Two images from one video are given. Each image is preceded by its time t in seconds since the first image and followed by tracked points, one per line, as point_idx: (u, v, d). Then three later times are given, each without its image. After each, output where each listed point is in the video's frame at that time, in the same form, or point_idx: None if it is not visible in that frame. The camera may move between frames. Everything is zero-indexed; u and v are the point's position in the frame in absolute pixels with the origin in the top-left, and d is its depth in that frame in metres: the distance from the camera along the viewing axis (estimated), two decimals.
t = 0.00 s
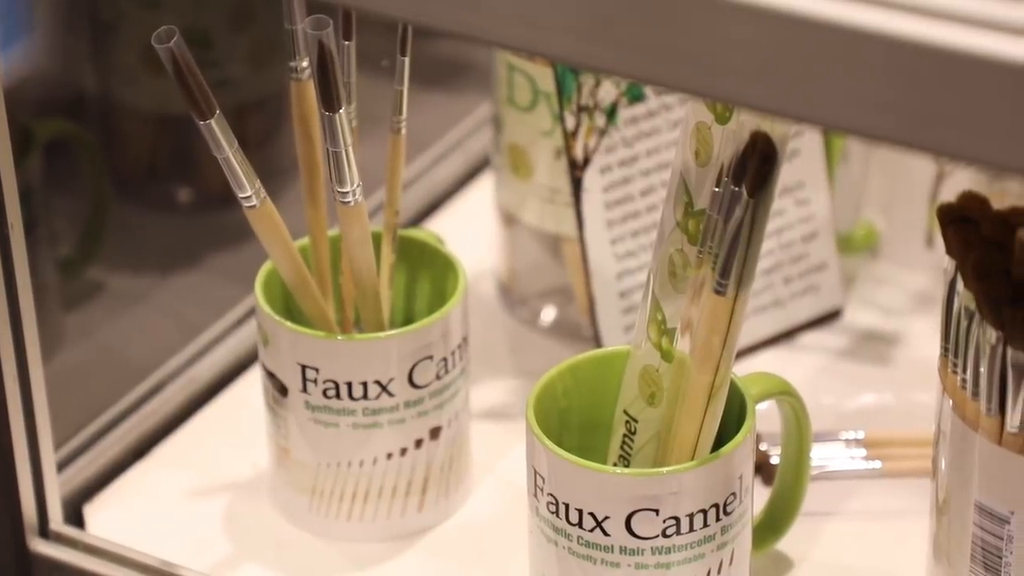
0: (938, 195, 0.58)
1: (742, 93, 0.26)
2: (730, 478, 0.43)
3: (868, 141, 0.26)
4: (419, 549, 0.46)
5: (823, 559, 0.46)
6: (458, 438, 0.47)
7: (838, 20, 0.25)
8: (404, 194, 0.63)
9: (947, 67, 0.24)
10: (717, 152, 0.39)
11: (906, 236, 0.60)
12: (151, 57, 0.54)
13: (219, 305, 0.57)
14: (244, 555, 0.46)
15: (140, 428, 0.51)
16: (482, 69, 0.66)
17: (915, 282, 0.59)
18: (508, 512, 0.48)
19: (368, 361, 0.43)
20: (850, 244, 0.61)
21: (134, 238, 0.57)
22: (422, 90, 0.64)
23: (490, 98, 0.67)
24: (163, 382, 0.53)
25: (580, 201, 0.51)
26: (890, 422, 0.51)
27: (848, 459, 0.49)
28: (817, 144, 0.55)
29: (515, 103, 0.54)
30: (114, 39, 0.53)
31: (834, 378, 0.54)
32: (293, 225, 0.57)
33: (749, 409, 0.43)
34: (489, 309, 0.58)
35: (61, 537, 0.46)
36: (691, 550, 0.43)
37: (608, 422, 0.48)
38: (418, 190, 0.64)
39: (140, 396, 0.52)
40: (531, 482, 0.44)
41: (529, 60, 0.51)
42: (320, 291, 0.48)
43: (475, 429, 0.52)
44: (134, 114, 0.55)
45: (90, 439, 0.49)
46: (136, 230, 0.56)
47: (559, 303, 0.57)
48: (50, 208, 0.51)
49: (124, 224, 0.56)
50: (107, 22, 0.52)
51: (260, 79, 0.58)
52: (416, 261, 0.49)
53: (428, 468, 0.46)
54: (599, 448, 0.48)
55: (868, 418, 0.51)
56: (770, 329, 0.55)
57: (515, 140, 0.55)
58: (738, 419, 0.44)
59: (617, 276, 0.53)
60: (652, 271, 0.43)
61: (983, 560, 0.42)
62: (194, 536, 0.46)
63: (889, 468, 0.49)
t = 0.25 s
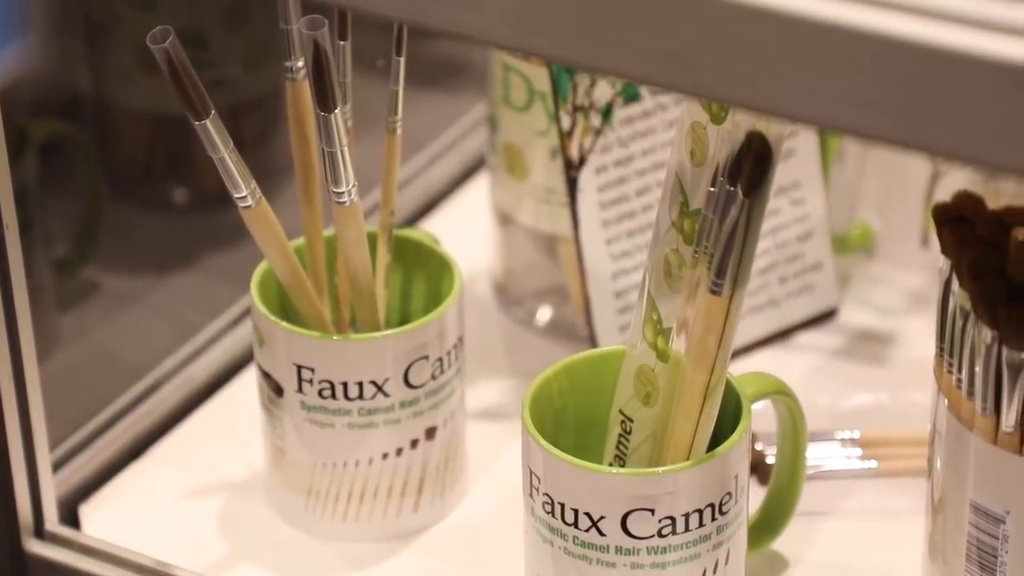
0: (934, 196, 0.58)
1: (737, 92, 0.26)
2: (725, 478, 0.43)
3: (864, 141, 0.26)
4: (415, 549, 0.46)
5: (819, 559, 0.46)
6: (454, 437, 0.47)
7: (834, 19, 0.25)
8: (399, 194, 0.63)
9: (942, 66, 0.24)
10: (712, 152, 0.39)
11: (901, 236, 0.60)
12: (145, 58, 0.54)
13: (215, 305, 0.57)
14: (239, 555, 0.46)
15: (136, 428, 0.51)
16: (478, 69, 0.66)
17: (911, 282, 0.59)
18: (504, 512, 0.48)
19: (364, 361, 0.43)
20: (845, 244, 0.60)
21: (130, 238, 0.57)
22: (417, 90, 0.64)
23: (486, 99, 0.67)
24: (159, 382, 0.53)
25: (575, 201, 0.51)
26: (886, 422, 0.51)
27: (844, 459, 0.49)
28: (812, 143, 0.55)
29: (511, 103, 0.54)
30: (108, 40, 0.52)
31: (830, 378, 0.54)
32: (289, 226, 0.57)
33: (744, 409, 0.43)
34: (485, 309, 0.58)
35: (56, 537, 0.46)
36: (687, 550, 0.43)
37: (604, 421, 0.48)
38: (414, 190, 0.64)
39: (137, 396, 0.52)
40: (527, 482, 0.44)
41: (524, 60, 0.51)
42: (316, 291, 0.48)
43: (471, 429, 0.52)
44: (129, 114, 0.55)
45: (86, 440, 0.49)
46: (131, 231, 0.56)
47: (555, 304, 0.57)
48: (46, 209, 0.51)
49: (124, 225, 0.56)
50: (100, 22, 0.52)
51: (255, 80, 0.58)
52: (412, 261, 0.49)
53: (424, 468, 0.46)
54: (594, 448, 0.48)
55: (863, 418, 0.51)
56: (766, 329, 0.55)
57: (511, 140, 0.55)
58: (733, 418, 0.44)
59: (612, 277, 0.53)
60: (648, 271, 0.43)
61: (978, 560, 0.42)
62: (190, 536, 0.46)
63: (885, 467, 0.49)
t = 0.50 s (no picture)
0: (925, 196, 0.58)
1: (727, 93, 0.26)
2: (717, 478, 0.43)
3: (855, 141, 0.26)
4: (407, 549, 0.46)
5: (811, 558, 0.46)
6: (446, 438, 0.47)
7: (824, 20, 0.25)
8: (391, 194, 0.63)
9: (931, 65, 0.24)
10: (703, 153, 0.39)
11: (893, 236, 0.60)
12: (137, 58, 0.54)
13: (208, 306, 0.57)
14: (231, 556, 0.46)
15: (129, 428, 0.51)
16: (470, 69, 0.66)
17: (903, 281, 0.59)
18: (496, 512, 0.48)
19: (355, 361, 0.43)
20: (837, 243, 0.60)
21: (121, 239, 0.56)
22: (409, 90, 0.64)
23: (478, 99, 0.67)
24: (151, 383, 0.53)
25: (567, 201, 0.51)
26: (877, 421, 0.51)
27: (836, 458, 0.49)
28: (803, 143, 0.55)
29: (503, 103, 0.54)
30: (100, 40, 0.52)
31: (822, 378, 0.54)
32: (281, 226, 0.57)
33: (736, 409, 0.43)
34: (476, 310, 0.58)
35: (47, 538, 0.46)
36: (679, 550, 0.43)
37: (596, 422, 0.48)
38: (406, 190, 0.64)
39: (129, 397, 0.52)
40: (519, 482, 0.44)
41: (515, 61, 0.51)
42: (307, 292, 0.48)
43: (463, 430, 0.52)
44: (122, 114, 0.55)
45: (78, 440, 0.49)
46: (122, 230, 0.56)
47: (547, 303, 0.57)
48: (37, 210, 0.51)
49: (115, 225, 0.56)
50: (91, 22, 0.52)
51: (248, 79, 0.58)
52: (404, 261, 0.49)
53: (416, 469, 0.46)
54: (586, 448, 0.48)
55: (855, 417, 0.51)
56: (757, 329, 0.55)
57: (503, 140, 0.55)
58: (725, 418, 0.44)
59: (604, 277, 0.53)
60: (640, 271, 0.43)
61: (970, 559, 0.42)
62: (182, 537, 0.46)
63: (876, 467, 0.49)
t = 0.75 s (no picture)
0: (910, 196, 0.58)
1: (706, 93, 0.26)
2: (703, 478, 0.43)
3: (838, 141, 0.26)
4: (393, 551, 0.46)
5: (796, 558, 0.46)
6: (432, 439, 0.47)
7: (805, 20, 0.25)
8: (376, 196, 0.63)
9: (911, 65, 0.24)
10: (689, 153, 0.39)
11: (878, 236, 0.60)
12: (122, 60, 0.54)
13: (194, 308, 0.57)
14: (217, 558, 0.46)
15: (116, 429, 0.51)
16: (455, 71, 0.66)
17: (888, 282, 0.60)
18: (482, 514, 0.48)
19: (341, 363, 0.43)
20: (822, 244, 0.60)
21: (106, 241, 0.56)
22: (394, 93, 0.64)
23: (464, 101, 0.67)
24: (138, 385, 0.53)
25: (553, 202, 0.51)
26: (862, 421, 0.51)
27: (822, 459, 0.49)
28: (788, 143, 0.55)
29: (487, 104, 0.54)
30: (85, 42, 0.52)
31: (807, 378, 0.54)
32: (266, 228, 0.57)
33: (721, 409, 0.43)
34: (462, 311, 0.58)
35: (32, 541, 0.46)
36: (664, 550, 0.43)
37: (581, 422, 0.48)
38: (392, 191, 0.64)
39: (116, 399, 0.52)
40: (505, 483, 0.44)
41: (500, 62, 0.51)
42: (292, 293, 0.48)
43: (449, 431, 0.52)
44: (106, 117, 0.55)
45: (65, 442, 0.50)
46: (105, 230, 0.56)
47: (533, 304, 0.57)
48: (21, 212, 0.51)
49: (99, 224, 0.56)
50: (76, 23, 0.52)
51: (232, 81, 0.58)
52: (389, 263, 0.49)
53: (402, 470, 0.46)
54: (572, 449, 0.48)
55: (840, 417, 0.52)
56: (742, 329, 0.55)
57: (488, 141, 0.55)
58: (711, 419, 0.44)
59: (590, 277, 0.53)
60: (625, 272, 0.43)
61: (955, 559, 0.43)
62: (167, 539, 0.46)
63: (862, 466, 0.49)
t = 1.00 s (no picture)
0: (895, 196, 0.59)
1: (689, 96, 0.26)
2: (690, 477, 0.43)
3: (824, 141, 0.26)
4: (383, 550, 0.47)
5: (784, 556, 0.47)
6: (421, 439, 0.47)
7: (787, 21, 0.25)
8: (365, 197, 0.63)
9: (894, 65, 0.24)
10: (675, 153, 0.39)
11: (863, 236, 0.61)
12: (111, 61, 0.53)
13: (184, 308, 0.57)
14: (207, 559, 0.46)
15: (111, 426, 0.51)
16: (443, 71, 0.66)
17: (873, 281, 0.60)
18: (470, 513, 0.48)
19: (330, 363, 0.43)
20: (809, 244, 0.61)
21: (97, 244, 0.56)
22: (382, 94, 0.64)
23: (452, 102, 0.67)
24: (128, 385, 0.53)
25: (541, 202, 0.52)
26: (849, 419, 0.52)
27: (809, 457, 0.50)
28: (774, 144, 0.56)
29: (475, 105, 0.54)
30: (74, 44, 0.52)
31: (794, 377, 0.54)
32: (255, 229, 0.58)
33: (709, 408, 0.43)
34: (451, 312, 0.59)
35: (22, 541, 0.46)
36: (652, 549, 0.43)
37: (569, 422, 0.48)
38: (381, 192, 0.64)
39: (107, 398, 0.52)
40: (493, 482, 0.45)
41: (488, 63, 0.51)
42: (281, 294, 0.48)
43: (438, 431, 0.52)
44: (95, 120, 0.55)
45: (55, 441, 0.50)
46: (95, 232, 0.56)
47: (521, 305, 0.57)
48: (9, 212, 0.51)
49: (89, 225, 0.56)
50: (66, 26, 0.52)
51: (220, 83, 0.58)
52: (378, 263, 0.49)
53: (391, 470, 0.46)
54: (561, 448, 0.49)
55: (827, 415, 0.52)
56: (729, 329, 0.56)
57: (475, 142, 0.55)
58: (699, 417, 0.44)
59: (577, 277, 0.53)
60: (613, 272, 0.44)
61: (941, 556, 0.43)
62: (157, 539, 0.46)
63: (848, 464, 0.49)
